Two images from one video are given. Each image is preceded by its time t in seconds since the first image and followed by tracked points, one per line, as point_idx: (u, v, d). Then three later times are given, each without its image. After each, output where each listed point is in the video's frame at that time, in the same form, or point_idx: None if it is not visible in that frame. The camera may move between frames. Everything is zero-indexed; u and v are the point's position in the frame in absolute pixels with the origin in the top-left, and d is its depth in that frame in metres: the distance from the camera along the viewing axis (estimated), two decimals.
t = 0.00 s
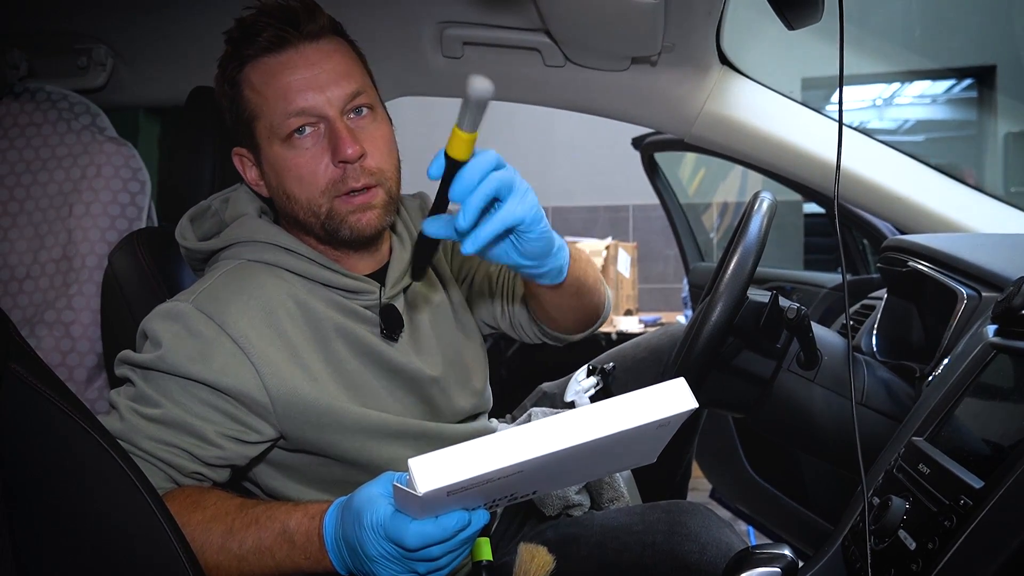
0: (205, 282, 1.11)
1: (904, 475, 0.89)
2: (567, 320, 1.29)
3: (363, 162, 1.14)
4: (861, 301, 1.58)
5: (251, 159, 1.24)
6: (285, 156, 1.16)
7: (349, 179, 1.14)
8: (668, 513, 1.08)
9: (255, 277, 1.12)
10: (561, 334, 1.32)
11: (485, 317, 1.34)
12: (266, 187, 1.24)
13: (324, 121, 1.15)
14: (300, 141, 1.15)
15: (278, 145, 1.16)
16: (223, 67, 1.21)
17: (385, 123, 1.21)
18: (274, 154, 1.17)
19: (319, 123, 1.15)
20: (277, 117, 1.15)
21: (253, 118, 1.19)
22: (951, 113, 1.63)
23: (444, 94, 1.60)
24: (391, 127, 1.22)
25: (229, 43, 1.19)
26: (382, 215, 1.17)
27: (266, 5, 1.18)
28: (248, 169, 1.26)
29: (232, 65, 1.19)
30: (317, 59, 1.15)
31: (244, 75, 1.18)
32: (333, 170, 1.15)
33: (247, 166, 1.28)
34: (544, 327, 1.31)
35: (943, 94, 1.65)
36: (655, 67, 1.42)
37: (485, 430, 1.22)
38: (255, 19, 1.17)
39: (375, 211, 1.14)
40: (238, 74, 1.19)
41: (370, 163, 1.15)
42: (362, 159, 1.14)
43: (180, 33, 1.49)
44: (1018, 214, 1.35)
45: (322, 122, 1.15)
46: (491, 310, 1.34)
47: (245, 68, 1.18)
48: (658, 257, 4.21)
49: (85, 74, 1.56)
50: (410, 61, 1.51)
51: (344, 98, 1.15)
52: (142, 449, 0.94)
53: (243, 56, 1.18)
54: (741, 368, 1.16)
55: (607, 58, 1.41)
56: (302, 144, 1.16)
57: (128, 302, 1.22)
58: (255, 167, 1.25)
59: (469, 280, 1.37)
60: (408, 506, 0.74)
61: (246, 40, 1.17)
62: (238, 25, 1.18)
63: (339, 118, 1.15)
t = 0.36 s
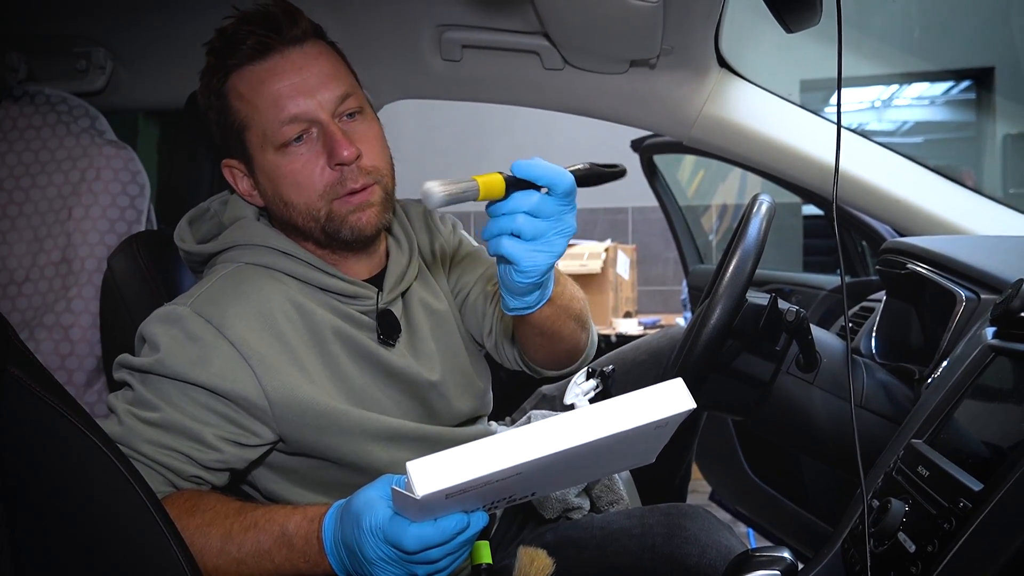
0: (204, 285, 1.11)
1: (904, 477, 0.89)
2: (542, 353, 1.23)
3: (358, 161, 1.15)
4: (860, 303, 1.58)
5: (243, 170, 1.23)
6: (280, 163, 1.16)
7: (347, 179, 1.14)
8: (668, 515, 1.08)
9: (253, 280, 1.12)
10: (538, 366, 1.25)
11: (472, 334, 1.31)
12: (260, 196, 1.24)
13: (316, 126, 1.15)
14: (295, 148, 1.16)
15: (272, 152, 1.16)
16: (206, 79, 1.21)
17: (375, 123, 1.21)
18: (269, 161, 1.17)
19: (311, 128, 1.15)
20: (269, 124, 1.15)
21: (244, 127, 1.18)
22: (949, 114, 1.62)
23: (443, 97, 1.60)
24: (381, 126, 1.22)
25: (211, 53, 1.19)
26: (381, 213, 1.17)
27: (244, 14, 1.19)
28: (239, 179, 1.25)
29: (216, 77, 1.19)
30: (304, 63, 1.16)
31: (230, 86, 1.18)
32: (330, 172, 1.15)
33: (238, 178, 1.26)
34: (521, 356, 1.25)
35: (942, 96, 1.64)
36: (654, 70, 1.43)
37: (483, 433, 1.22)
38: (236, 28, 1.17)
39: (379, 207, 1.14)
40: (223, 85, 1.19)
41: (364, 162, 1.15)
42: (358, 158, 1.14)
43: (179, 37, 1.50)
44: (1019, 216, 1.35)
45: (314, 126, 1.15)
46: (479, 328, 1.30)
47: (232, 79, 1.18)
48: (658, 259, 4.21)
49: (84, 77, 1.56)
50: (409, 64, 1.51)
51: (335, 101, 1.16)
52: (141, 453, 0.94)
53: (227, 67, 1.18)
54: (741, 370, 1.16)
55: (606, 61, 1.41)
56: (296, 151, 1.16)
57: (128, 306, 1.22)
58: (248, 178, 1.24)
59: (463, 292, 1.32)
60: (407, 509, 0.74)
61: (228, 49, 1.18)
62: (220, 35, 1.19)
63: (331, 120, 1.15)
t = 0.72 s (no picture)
0: (203, 290, 1.11)
1: (903, 482, 0.89)
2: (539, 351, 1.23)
3: (361, 169, 1.14)
4: (859, 308, 1.58)
5: (244, 173, 1.23)
6: (283, 169, 1.16)
7: (349, 187, 1.14)
8: (668, 520, 1.08)
9: (252, 285, 1.12)
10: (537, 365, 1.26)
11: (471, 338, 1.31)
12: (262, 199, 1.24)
13: (320, 132, 1.15)
14: (298, 153, 1.15)
15: (276, 158, 1.16)
16: (213, 82, 1.22)
17: (380, 130, 1.21)
18: (272, 166, 1.17)
19: (315, 134, 1.15)
20: (273, 130, 1.15)
21: (248, 133, 1.19)
22: (949, 118, 1.64)
23: (442, 102, 1.61)
24: (385, 133, 1.22)
25: (219, 57, 1.20)
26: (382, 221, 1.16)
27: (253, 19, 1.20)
28: (241, 182, 1.25)
29: (222, 80, 1.20)
30: (310, 70, 1.16)
31: (235, 91, 1.19)
32: (332, 179, 1.14)
33: (241, 180, 1.26)
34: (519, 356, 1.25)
35: (941, 100, 1.66)
36: (653, 75, 1.43)
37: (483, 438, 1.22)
38: (244, 33, 1.18)
39: (363, 210, 1.12)
40: (229, 89, 1.20)
41: (367, 169, 1.15)
42: (361, 166, 1.14)
43: (179, 42, 1.50)
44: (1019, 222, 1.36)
45: (318, 133, 1.15)
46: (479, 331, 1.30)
47: (237, 83, 1.18)
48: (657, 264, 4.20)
49: (85, 82, 1.56)
50: (409, 69, 1.51)
51: (340, 108, 1.15)
52: (139, 458, 0.93)
53: (233, 71, 1.18)
54: (738, 374, 1.17)
55: (606, 66, 1.42)
56: (299, 156, 1.15)
57: (127, 310, 1.22)
58: (250, 181, 1.24)
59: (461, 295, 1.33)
60: (407, 514, 0.74)
61: (235, 53, 1.19)
62: (227, 39, 1.20)
63: (336, 127, 1.15)
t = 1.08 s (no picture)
0: (207, 291, 1.11)
1: (905, 486, 0.89)
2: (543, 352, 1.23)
3: (369, 173, 1.14)
4: (861, 312, 1.58)
5: (254, 168, 1.24)
6: (291, 167, 1.17)
7: (356, 190, 1.14)
8: (669, 524, 1.08)
9: (255, 286, 1.12)
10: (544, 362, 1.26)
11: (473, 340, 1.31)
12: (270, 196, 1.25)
13: (331, 134, 1.16)
14: (307, 152, 1.16)
15: (284, 156, 1.17)
16: (228, 77, 1.22)
17: (391, 135, 1.21)
18: (280, 163, 1.17)
19: (326, 135, 1.16)
20: (283, 128, 1.16)
21: (259, 129, 1.19)
22: (950, 123, 1.65)
23: (445, 104, 1.61)
24: (396, 138, 1.23)
25: (237, 51, 1.20)
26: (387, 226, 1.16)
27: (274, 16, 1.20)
28: (251, 178, 1.26)
29: (238, 75, 1.20)
30: (325, 71, 1.16)
31: (250, 86, 1.19)
32: (340, 181, 1.15)
33: (250, 176, 1.27)
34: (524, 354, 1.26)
35: (943, 104, 1.67)
36: (655, 78, 1.43)
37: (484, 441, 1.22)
38: (262, 30, 1.18)
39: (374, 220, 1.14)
40: (244, 84, 1.20)
41: (376, 174, 1.15)
42: (370, 171, 1.14)
43: (183, 44, 1.50)
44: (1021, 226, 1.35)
45: (330, 134, 1.16)
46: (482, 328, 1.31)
47: (252, 79, 1.19)
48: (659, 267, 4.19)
49: (88, 83, 1.56)
50: (412, 72, 1.51)
51: (352, 111, 1.16)
52: (142, 457, 0.94)
53: (251, 67, 1.18)
54: (742, 379, 1.16)
55: (608, 69, 1.42)
56: (308, 155, 1.16)
57: (129, 310, 1.22)
58: (260, 177, 1.25)
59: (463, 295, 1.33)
60: (408, 516, 0.74)
61: (254, 50, 1.18)
62: (246, 35, 1.19)
63: (346, 130, 1.15)
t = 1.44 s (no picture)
0: (208, 290, 1.11)
1: (906, 488, 0.89)
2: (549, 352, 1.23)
3: (373, 176, 1.14)
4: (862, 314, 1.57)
5: (256, 167, 1.24)
6: (295, 169, 1.16)
7: (359, 192, 1.14)
8: (670, 525, 1.07)
9: (256, 286, 1.12)
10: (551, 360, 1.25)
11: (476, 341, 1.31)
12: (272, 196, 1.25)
13: (335, 136, 1.15)
14: (311, 154, 1.16)
15: (288, 157, 1.17)
16: (233, 77, 1.22)
17: (395, 138, 1.21)
18: (283, 164, 1.17)
19: (330, 137, 1.16)
20: (288, 130, 1.15)
21: (262, 129, 1.19)
22: (953, 126, 1.65)
23: (447, 104, 1.61)
24: (400, 141, 1.23)
25: (242, 52, 1.20)
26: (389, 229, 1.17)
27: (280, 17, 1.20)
28: (253, 176, 1.26)
29: (243, 75, 1.20)
30: (331, 74, 1.16)
31: (255, 86, 1.19)
32: (343, 183, 1.15)
33: (252, 175, 1.27)
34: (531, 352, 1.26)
35: (945, 108, 1.66)
36: (658, 79, 1.43)
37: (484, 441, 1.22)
38: (269, 31, 1.18)
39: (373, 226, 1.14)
40: (249, 85, 1.20)
41: (380, 177, 1.15)
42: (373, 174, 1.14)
43: (186, 44, 1.50)
44: None
45: (334, 136, 1.15)
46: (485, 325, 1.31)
47: (258, 79, 1.19)
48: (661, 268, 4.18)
49: (91, 83, 1.57)
50: (415, 72, 1.52)
51: (357, 113, 1.16)
52: (143, 457, 0.94)
53: (256, 68, 1.19)
54: (742, 379, 1.16)
55: (610, 70, 1.42)
56: (312, 157, 1.16)
57: (131, 309, 1.23)
58: (261, 176, 1.25)
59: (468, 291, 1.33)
60: (409, 515, 0.74)
61: (259, 51, 1.19)
62: (252, 35, 1.20)
63: (351, 133, 1.15)
